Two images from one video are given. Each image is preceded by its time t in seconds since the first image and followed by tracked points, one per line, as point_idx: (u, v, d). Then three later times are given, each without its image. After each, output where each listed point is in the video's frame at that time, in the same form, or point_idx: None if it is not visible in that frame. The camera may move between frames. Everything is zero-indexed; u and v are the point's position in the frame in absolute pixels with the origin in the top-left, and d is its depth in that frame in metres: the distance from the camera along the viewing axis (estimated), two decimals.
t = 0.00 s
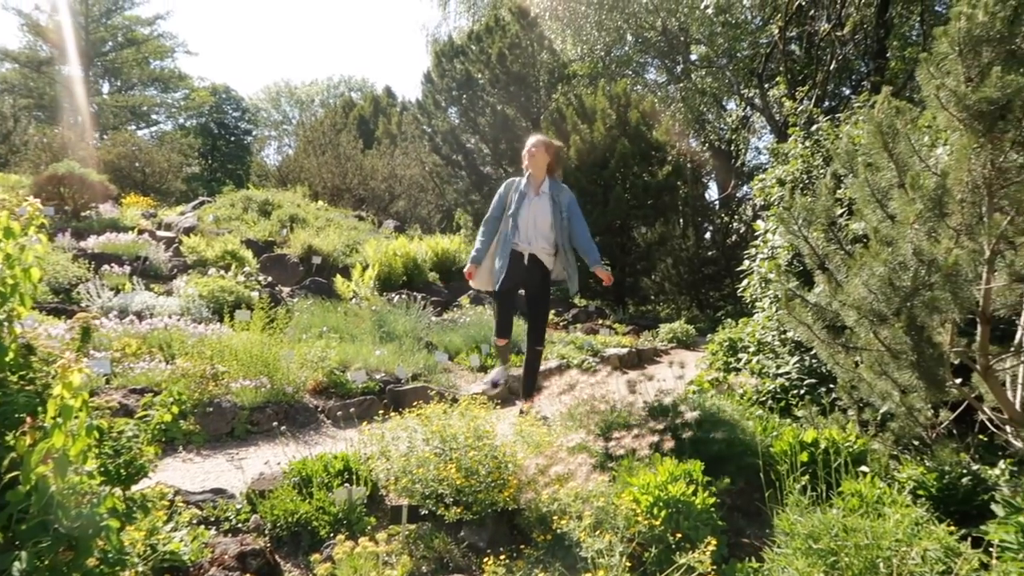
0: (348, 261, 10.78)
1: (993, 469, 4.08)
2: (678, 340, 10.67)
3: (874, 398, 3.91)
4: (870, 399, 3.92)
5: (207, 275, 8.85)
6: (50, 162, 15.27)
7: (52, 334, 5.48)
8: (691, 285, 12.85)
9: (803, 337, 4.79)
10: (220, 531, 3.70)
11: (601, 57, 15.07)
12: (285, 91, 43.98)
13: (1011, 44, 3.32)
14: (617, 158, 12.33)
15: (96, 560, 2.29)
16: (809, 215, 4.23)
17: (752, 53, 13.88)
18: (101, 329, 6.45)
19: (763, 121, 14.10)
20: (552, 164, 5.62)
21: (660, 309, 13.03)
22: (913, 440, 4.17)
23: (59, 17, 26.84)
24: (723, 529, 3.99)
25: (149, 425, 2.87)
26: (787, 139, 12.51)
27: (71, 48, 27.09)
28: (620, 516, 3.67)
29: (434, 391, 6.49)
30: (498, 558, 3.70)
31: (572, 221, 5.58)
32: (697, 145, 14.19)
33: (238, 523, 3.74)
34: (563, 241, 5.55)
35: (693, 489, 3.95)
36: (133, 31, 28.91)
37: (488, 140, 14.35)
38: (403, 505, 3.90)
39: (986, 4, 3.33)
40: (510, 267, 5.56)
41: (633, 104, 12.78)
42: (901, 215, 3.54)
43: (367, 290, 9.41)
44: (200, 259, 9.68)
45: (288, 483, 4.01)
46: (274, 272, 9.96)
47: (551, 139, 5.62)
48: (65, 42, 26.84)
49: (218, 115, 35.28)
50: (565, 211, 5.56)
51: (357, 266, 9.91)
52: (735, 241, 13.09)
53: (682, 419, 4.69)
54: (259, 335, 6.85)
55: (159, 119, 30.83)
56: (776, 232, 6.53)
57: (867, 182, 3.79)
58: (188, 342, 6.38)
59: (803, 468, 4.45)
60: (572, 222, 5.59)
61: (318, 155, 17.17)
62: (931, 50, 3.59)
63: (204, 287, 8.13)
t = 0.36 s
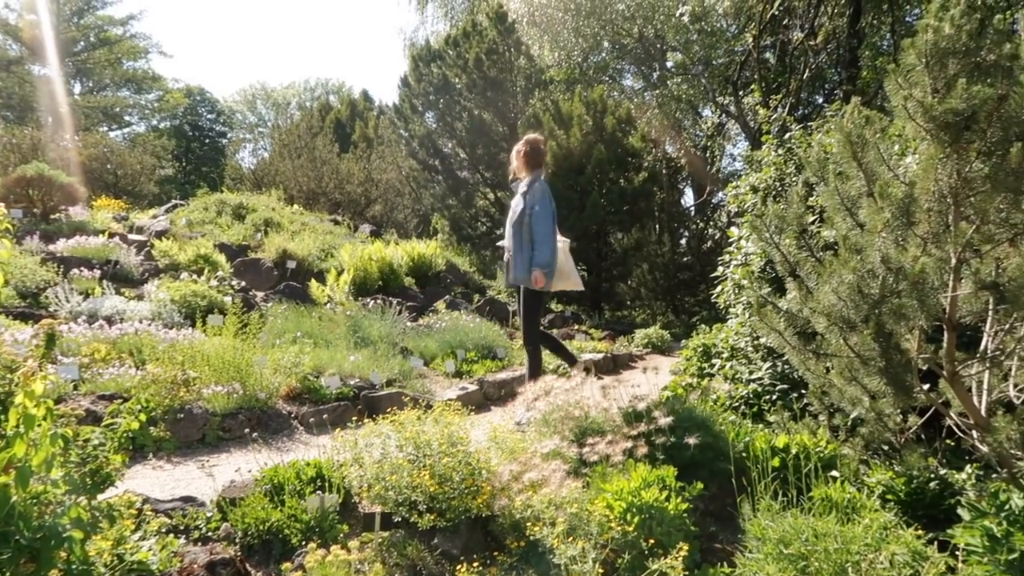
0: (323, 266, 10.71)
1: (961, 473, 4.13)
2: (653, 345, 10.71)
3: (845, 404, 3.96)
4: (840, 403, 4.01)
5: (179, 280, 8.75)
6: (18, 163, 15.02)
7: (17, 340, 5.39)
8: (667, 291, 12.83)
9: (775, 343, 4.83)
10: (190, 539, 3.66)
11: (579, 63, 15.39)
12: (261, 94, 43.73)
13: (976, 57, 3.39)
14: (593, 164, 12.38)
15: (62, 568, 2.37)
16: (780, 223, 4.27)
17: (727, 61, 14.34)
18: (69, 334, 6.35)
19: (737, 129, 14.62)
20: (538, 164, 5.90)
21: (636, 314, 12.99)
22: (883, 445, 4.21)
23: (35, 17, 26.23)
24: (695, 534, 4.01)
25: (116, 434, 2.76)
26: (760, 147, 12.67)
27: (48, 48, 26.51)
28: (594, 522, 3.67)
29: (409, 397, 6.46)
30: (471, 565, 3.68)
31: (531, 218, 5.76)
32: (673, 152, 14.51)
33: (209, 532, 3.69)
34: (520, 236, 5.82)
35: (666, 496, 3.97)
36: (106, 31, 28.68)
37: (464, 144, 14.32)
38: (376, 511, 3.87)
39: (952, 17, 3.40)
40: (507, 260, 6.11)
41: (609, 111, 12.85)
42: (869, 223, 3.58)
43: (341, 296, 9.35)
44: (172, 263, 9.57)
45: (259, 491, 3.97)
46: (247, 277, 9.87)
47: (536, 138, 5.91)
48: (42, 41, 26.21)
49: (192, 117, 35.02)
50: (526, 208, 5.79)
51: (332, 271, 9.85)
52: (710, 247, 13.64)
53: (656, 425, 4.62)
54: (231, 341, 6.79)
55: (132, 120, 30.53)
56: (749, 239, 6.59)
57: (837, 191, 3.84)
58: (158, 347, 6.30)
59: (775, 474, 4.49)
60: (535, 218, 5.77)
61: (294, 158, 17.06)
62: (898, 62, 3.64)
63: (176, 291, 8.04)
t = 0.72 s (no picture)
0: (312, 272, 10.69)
1: (946, 482, 4.15)
2: (642, 353, 10.74)
3: (832, 413, 3.97)
4: (828, 412, 4.01)
5: (166, 286, 8.71)
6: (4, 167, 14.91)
7: (2, 346, 5.37)
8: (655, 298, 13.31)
9: (762, 352, 4.83)
10: (175, 548, 3.64)
11: (568, 72, 15.62)
12: (250, 98, 43.67)
13: (961, 69, 3.43)
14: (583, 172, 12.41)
15: None
16: (768, 233, 4.29)
17: (715, 71, 14.57)
18: (55, 340, 6.30)
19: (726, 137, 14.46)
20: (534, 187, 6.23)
21: (625, 323, 13.23)
22: (870, 454, 4.22)
23: (24, 19, 25.93)
24: (684, 543, 4.01)
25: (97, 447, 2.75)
26: (749, 155, 12.75)
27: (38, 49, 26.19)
28: (582, 531, 3.65)
29: (398, 404, 6.45)
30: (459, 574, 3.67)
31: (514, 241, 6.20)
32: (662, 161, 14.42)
33: (194, 541, 3.67)
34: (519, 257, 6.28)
35: (655, 504, 3.97)
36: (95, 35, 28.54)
37: (454, 151, 14.31)
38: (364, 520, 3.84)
39: (938, 30, 3.44)
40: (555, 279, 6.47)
41: (599, 119, 12.89)
42: (856, 233, 3.60)
43: (330, 302, 9.33)
44: (159, 269, 9.53)
45: (246, 500, 3.95)
46: (235, 283, 9.80)
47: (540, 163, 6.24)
48: (31, 43, 25.88)
49: (181, 121, 34.90)
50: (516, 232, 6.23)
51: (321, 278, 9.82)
52: (699, 254, 13.66)
53: (644, 433, 4.71)
54: (219, 347, 6.74)
55: (120, 125, 30.43)
56: (737, 248, 6.62)
57: (824, 201, 3.86)
58: (145, 353, 6.27)
59: (763, 482, 4.50)
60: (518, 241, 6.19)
61: (283, 164, 17.03)
62: (884, 73, 3.67)
63: (163, 297, 7.99)
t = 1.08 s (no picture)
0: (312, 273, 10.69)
1: (947, 483, 4.15)
2: (642, 354, 10.74)
3: (833, 414, 3.97)
4: (829, 414, 4.01)
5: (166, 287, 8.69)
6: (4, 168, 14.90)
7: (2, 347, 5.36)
8: (656, 299, 13.39)
9: (763, 353, 4.83)
10: (175, 550, 3.64)
11: (568, 73, 15.59)
12: (250, 99, 43.72)
13: (962, 71, 3.42)
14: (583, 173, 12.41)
15: None
16: (769, 234, 4.27)
17: (716, 71, 14.52)
18: (54, 341, 6.29)
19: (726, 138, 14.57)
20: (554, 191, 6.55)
21: (625, 323, 13.30)
22: (871, 455, 4.21)
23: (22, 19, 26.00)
24: (684, 544, 4.00)
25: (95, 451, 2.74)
26: (749, 156, 12.74)
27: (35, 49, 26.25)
28: (583, 533, 3.64)
29: (398, 406, 6.44)
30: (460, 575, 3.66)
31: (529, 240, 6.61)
32: (663, 161, 14.49)
33: (195, 542, 3.68)
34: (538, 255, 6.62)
35: (655, 506, 3.96)
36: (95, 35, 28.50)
37: (454, 151, 14.30)
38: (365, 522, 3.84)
39: (939, 32, 3.43)
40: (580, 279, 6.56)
41: (599, 119, 12.88)
42: (857, 235, 3.59)
43: (330, 303, 9.34)
44: (159, 270, 9.52)
45: (246, 501, 3.94)
46: (235, 283, 9.82)
47: (560, 168, 6.53)
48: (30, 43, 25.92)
49: (181, 122, 34.90)
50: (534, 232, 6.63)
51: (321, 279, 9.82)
52: (699, 256, 13.76)
53: (645, 434, 4.68)
54: (219, 348, 6.73)
55: (121, 125, 30.45)
56: (737, 248, 6.62)
57: (825, 202, 3.85)
58: (145, 354, 6.26)
59: (764, 484, 4.49)
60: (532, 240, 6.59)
61: (283, 164, 17.03)
62: (885, 74, 3.67)
63: (163, 298, 7.98)
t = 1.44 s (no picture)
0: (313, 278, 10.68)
1: (949, 490, 4.13)
2: (643, 359, 10.74)
3: (834, 420, 3.96)
4: (829, 419, 4.00)
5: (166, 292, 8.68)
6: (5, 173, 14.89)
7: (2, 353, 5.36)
8: (656, 304, 13.34)
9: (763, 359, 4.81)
10: (174, 557, 3.63)
11: (568, 78, 15.62)
12: (251, 103, 43.83)
13: (962, 76, 3.42)
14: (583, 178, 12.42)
15: None
16: (770, 240, 4.26)
17: (716, 76, 14.51)
18: (54, 346, 6.28)
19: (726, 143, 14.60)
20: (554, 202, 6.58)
21: (625, 329, 13.32)
22: (872, 461, 4.20)
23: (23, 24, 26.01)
24: (685, 550, 3.99)
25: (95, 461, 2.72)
26: (750, 161, 12.74)
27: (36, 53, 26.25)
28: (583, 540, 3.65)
29: (398, 411, 6.42)
30: None
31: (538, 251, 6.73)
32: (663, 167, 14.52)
33: (194, 549, 3.67)
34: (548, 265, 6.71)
35: (656, 512, 3.94)
36: (96, 40, 28.54)
37: (455, 156, 14.31)
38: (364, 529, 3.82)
39: (939, 37, 3.42)
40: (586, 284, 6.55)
41: (599, 124, 12.89)
42: (858, 241, 3.59)
43: (330, 308, 9.34)
44: (159, 274, 9.51)
45: (244, 507, 3.92)
46: (236, 287, 9.84)
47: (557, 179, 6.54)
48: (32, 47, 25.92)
49: (182, 126, 34.95)
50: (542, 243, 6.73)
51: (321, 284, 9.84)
52: (699, 261, 13.66)
53: (645, 440, 4.66)
54: (219, 353, 6.70)
55: (121, 130, 30.51)
56: (738, 254, 6.61)
57: (826, 208, 3.85)
58: (145, 360, 6.25)
59: (765, 490, 4.46)
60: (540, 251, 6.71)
61: (284, 169, 17.06)
62: (886, 80, 3.66)
63: (163, 303, 7.98)
